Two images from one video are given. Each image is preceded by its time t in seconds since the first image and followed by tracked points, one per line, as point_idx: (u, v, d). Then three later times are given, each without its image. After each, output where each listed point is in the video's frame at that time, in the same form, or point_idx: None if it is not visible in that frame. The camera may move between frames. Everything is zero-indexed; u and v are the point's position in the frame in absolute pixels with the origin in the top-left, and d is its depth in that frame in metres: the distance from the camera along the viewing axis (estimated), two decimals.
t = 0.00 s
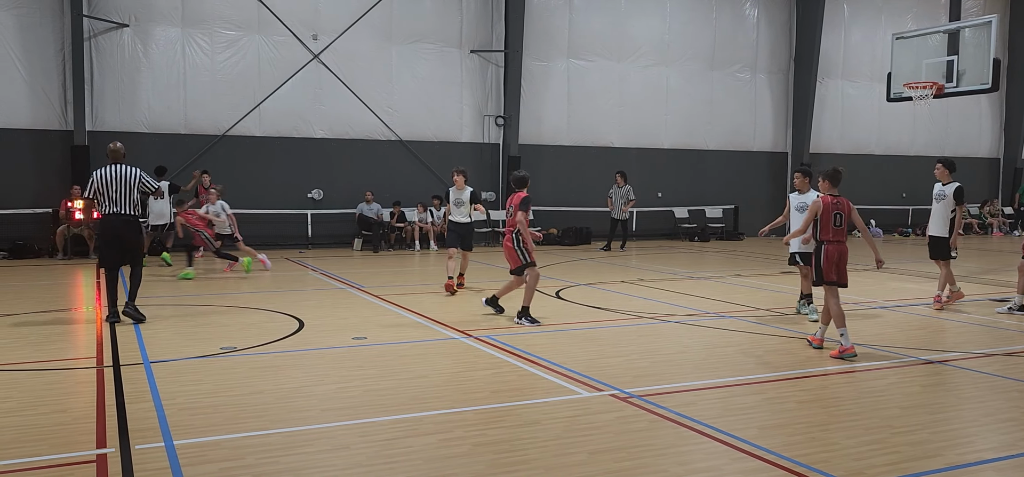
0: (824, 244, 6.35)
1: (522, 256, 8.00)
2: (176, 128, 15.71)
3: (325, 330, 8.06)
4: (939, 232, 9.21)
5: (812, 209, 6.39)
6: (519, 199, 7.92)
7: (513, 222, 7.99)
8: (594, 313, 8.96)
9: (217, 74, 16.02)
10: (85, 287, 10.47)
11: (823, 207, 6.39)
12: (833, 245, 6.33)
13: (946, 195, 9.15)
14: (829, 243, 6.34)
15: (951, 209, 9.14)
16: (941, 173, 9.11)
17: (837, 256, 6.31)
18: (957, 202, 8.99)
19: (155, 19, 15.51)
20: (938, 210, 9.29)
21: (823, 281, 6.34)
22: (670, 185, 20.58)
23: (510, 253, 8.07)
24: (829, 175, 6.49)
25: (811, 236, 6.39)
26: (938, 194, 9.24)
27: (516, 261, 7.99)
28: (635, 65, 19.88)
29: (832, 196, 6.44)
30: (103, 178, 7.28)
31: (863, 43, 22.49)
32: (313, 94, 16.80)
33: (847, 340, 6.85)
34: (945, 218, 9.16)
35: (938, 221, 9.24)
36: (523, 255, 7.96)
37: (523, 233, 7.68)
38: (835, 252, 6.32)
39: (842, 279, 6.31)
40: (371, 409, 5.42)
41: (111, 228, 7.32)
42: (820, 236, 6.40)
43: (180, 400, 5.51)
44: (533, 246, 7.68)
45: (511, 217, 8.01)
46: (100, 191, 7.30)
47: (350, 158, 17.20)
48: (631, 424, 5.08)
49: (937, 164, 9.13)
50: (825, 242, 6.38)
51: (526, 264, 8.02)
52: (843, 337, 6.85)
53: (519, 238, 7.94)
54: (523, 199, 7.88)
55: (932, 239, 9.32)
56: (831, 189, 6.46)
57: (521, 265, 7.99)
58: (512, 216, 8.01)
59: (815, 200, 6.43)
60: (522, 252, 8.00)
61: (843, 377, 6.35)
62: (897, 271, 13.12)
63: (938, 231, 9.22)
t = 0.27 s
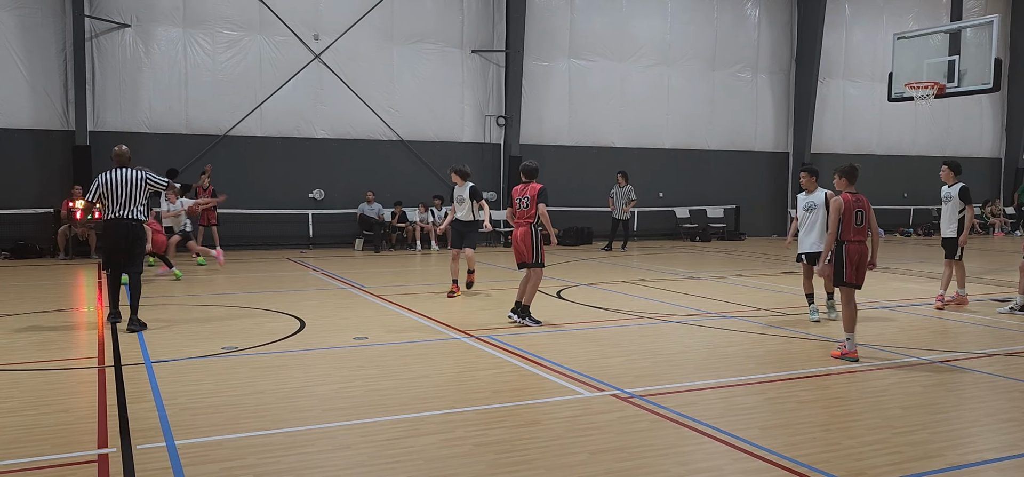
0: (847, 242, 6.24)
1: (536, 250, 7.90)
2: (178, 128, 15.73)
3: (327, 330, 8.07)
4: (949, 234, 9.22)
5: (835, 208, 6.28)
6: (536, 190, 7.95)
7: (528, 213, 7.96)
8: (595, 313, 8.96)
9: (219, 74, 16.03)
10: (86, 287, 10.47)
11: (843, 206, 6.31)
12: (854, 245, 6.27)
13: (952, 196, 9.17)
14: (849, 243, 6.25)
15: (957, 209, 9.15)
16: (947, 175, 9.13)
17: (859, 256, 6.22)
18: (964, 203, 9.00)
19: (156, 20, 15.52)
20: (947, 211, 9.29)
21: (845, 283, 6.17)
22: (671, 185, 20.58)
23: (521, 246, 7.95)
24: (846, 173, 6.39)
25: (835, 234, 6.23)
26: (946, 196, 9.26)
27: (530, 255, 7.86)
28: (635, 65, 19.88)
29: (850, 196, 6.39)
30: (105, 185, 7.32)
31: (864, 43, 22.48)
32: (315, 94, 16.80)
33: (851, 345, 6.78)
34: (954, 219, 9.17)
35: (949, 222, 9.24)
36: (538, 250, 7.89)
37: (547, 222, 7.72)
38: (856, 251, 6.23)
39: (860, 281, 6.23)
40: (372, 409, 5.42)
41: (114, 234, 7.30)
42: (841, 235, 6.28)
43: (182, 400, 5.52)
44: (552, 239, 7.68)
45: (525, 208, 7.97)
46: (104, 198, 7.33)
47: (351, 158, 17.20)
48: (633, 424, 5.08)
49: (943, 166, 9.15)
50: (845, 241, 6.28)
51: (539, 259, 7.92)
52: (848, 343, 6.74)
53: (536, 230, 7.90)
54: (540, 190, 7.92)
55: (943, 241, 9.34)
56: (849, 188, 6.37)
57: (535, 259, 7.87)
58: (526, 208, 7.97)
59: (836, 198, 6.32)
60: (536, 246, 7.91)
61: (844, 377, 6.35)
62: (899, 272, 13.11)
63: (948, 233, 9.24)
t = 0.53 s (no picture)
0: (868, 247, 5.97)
1: (539, 253, 7.83)
2: (179, 128, 15.74)
3: (328, 329, 8.07)
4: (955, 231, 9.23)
5: (860, 211, 5.88)
6: (544, 192, 7.86)
7: (535, 215, 7.86)
8: (596, 313, 8.96)
9: (220, 73, 16.05)
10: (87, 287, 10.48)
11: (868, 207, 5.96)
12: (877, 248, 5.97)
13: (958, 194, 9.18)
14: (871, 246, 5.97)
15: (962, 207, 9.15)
16: (954, 173, 9.13)
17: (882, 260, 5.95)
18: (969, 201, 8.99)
19: (157, 20, 15.53)
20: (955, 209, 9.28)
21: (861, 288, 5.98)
22: (673, 185, 20.59)
23: (525, 248, 7.86)
24: (867, 172, 6.01)
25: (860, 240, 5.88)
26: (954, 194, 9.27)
27: (532, 258, 7.80)
28: (636, 65, 19.88)
29: (873, 195, 6.00)
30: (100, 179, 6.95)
31: (865, 43, 22.46)
32: (315, 94, 16.80)
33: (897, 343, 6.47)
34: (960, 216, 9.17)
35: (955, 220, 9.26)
36: (541, 254, 7.82)
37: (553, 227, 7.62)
38: (879, 255, 5.96)
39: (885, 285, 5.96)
40: (373, 409, 5.42)
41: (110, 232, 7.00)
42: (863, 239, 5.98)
43: (182, 400, 5.52)
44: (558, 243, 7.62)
45: (532, 211, 7.87)
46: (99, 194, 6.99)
47: (351, 158, 17.20)
48: (633, 424, 5.08)
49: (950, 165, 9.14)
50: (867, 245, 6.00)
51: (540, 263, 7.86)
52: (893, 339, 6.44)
53: (541, 233, 7.84)
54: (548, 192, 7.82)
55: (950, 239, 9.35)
56: (871, 188, 6.01)
57: (537, 263, 7.81)
58: (533, 210, 7.88)
59: (859, 200, 5.92)
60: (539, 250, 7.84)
61: (844, 377, 6.35)
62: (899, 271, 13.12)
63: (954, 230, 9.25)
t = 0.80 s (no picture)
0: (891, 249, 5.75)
1: (543, 253, 7.84)
2: (179, 128, 15.74)
3: (328, 329, 8.07)
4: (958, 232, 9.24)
5: (881, 211, 5.70)
6: (550, 193, 7.82)
7: (540, 216, 7.87)
8: (596, 313, 8.95)
9: (221, 73, 16.04)
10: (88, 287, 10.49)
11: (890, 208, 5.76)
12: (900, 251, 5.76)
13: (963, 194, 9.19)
14: (894, 248, 5.76)
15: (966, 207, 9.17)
16: (959, 173, 9.14)
17: (905, 262, 5.73)
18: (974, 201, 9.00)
19: (158, 20, 15.53)
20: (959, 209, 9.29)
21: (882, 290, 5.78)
22: (673, 185, 20.58)
23: (530, 248, 7.89)
24: (890, 171, 5.84)
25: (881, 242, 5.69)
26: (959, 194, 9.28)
27: (536, 258, 7.82)
28: (637, 64, 19.87)
29: (896, 195, 5.81)
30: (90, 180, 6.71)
31: (865, 43, 22.46)
32: (316, 94, 16.80)
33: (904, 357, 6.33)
34: (964, 217, 9.18)
35: (959, 221, 9.26)
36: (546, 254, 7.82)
37: (556, 228, 7.62)
38: (902, 258, 5.74)
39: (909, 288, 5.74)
40: (373, 409, 5.42)
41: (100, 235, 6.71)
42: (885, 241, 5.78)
43: (183, 400, 5.52)
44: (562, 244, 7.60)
45: (537, 211, 7.87)
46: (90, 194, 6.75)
47: (352, 158, 17.19)
48: (633, 424, 5.08)
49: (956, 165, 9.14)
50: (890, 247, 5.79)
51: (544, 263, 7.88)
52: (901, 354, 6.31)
53: (545, 233, 7.85)
54: (553, 193, 7.77)
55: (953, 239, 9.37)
56: (894, 187, 5.83)
57: (541, 263, 7.83)
58: (539, 210, 7.87)
59: (881, 200, 5.73)
60: (543, 250, 7.86)
61: (844, 377, 6.35)
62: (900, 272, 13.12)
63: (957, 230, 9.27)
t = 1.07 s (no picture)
0: (904, 250, 5.65)
1: (551, 253, 7.79)
2: (179, 128, 15.74)
3: (329, 329, 8.07)
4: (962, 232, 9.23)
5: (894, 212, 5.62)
6: (557, 193, 7.84)
7: (547, 216, 7.86)
8: (597, 313, 8.95)
9: (222, 73, 16.06)
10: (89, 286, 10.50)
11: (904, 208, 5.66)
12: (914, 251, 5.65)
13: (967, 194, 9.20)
14: (908, 250, 5.66)
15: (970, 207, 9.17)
16: (963, 173, 9.16)
17: (919, 264, 5.63)
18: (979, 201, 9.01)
19: (158, 20, 15.54)
20: (962, 209, 9.29)
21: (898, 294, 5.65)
22: (674, 185, 20.59)
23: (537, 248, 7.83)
24: (906, 171, 5.72)
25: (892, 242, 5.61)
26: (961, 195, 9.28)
27: (543, 257, 7.76)
28: (637, 64, 19.87)
29: (911, 195, 5.72)
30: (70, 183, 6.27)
31: (866, 44, 22.46)
32: (316, 94, 16.81)
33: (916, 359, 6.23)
34: (968, 217, 9.19)
35: (962, 220, 9.26)
36: (552, 254, 7.78)
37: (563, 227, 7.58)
38: (915, 259, 5.64)
39: (920, 291, 5.66)
40: (373, 409, 5.42)
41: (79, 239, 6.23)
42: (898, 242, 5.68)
43: (183, 400, 5.52)
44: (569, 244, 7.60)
45: (544, 211, 7.87)
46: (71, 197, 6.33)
47: (352, 158, 17.19)
48: (633, 424, 5.08)
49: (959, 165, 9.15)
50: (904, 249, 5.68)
51: (552, 263, 7.82)
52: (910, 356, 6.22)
53: (553, 233, 7.82)
54: (560, 192, 7.79)
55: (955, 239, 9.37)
56: (910, 187, 5.72)
57: (549, 262, 7.77)
58: (546, 210, 7.87)
59: (896, 200, 5.65)
60: (551, 250, 7.80)
61: (844, 377, 6.35)
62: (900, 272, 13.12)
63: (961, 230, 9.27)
